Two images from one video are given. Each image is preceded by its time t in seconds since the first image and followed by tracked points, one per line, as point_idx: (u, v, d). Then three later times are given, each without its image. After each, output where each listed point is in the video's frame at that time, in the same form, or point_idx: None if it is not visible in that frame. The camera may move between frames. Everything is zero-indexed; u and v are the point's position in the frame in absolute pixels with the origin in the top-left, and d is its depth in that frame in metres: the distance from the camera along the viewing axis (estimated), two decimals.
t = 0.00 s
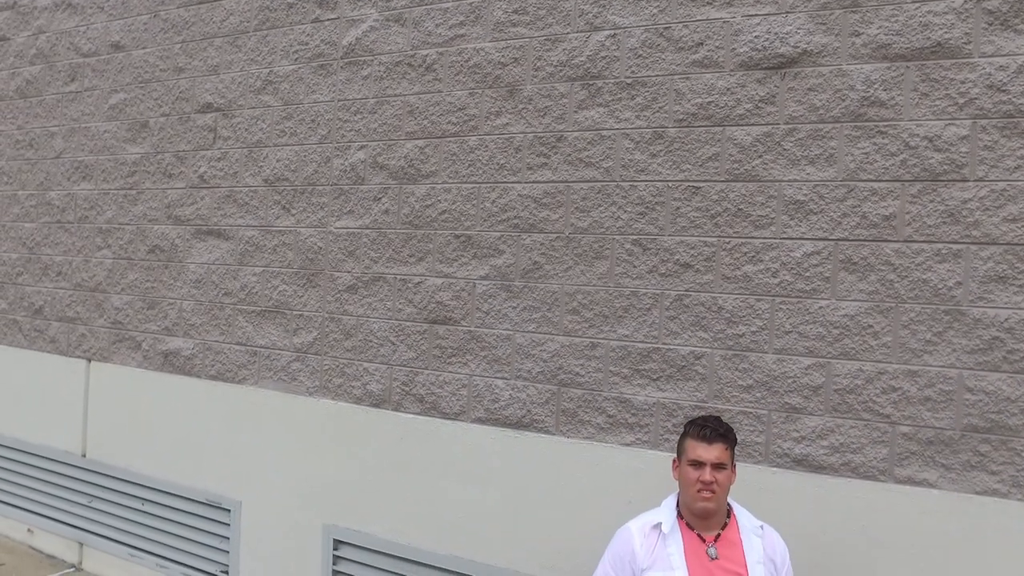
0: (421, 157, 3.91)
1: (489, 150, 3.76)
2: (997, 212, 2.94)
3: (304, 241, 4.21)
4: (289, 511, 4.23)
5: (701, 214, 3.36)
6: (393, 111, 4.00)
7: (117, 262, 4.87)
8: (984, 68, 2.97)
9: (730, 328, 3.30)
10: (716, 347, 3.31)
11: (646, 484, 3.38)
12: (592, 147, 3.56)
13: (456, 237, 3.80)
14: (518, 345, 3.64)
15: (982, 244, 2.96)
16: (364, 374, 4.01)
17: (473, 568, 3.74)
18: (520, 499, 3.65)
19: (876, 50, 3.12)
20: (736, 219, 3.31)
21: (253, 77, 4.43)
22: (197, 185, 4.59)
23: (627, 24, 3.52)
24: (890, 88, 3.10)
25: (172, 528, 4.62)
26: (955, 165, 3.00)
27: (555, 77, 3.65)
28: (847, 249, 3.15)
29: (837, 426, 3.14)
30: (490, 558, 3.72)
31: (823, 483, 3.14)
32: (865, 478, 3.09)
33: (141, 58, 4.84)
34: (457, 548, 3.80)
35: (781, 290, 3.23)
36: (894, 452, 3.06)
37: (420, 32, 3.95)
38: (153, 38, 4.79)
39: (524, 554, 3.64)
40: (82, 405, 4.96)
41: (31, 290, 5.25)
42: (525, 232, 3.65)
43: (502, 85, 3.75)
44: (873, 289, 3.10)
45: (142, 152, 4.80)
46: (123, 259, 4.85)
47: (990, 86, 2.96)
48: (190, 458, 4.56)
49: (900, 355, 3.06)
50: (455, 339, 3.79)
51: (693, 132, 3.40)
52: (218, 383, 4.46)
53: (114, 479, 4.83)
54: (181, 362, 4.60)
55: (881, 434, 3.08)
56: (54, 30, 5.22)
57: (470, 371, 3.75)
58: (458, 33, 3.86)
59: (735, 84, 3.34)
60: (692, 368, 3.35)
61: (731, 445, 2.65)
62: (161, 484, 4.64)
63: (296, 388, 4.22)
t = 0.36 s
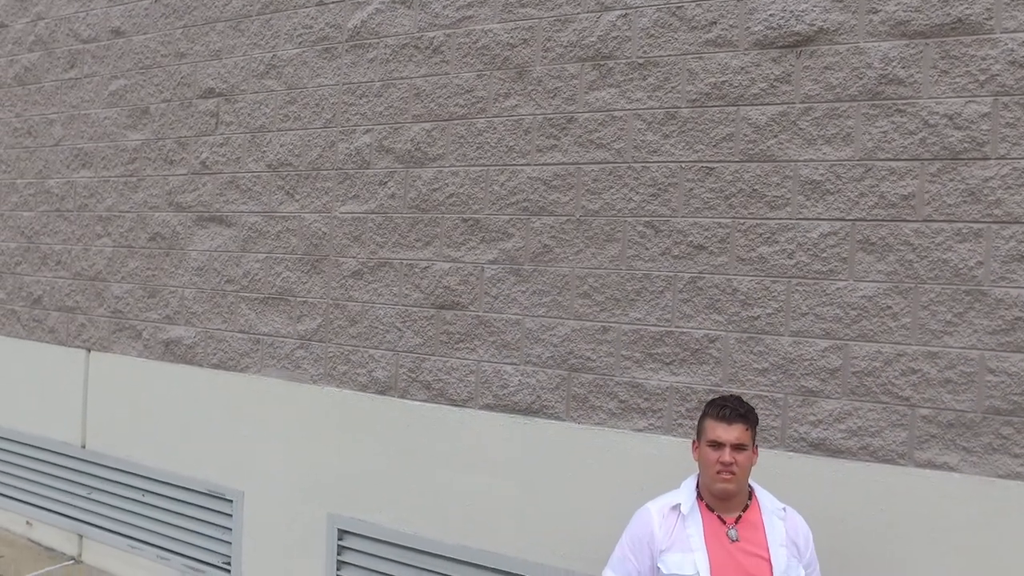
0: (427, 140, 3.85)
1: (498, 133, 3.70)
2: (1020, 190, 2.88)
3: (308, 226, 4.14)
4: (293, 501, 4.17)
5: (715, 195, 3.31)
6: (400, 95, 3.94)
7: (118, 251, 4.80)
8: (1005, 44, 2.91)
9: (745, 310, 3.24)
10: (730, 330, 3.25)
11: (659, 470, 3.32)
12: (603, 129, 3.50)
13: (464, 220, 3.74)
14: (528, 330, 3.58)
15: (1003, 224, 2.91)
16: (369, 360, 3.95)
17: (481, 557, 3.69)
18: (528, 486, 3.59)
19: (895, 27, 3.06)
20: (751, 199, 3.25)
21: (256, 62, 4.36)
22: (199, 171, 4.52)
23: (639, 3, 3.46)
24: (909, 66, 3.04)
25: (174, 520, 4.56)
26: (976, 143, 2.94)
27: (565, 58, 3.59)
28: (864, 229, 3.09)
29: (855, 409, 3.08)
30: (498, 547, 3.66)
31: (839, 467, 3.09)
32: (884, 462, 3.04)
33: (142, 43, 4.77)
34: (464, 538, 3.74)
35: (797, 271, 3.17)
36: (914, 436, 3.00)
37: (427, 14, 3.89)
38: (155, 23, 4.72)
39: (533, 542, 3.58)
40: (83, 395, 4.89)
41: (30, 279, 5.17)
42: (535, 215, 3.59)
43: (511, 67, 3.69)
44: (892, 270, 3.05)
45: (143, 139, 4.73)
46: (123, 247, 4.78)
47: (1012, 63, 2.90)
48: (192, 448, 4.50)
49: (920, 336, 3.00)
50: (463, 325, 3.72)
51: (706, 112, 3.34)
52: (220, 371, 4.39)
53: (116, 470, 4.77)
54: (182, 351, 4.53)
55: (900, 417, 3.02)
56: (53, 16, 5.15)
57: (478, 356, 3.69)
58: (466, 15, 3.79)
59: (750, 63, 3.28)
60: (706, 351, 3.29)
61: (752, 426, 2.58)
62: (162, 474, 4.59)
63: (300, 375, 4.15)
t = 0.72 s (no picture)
0: (436, 103, 3.77)
1: (509, 94, 3.61)
2: None
3: (313, 194, 4.05)
4: (296, 476, 4.08)
5: (732, 151, 3.22)
6: (407, 58, 3.85)
7: (117, 225, 4.70)
8: None
9: (764, 269, 3.15)
10: (749, 290, 3.17)
11: (675, 435, 3.23)
12: (617, 88, 3.42)
13: (474, 184, 3.65)
14: (540, 294, 3.49)
15: None
16: (376, 329, 3.85)
17: (490, 529, 3.59)
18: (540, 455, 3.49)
19: None
20: (770, 156, 3.17)
21: (260, 29, 4.26)
22: (201, 142, 4.42)
23: None
24: (934, 16, 2.95)
25: (175, 498, 4.46)
26: (1003, 93, 2.85)
27: (577, 16, 3.50)
28: (887, 184, 3.00)
29: (880, 368, 3.00)
30: (507, 519, 3.57)
31: (857, 425, 3.02)
32: (909, 423, 2.96)
33: (142, 13, 4.67)
34: (472, 510, 3.64)
35: (818, 228, 3.09)
36: (940, 395, 2.92)
37: None
38: None
39: (544, 512, 3.49)
40: (82, 373, 4.80)
41: (28, 256, 5.07)
42: (547, 177, 3.51)
43: (522, 27, 3.60)
44: (916, 225, 2.96)
45: (143, 110, 4.63)
46: (123, 221, 4.68)
47: None
48: (193, 424, 4.40)
49: (945, 293, 2.92)
50: (472, 291, 3.63)
51: (724, 68, 3.25)
52: (223, 344, 4.29)
53: (116, 449, 4.68)
54: (183, 325, 4.43)
55: (926, 375, 2.94)
56: None
57: (488, 323, 3.60)
58: None
59: (768, 17, 3.19)
60: (724, 313, 3.20)
61: (795, 380, 2.51)
62: (164, 451, 4.50)
63: (304, 347, 4.06)
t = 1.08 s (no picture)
0: (443, 64, 3.66)
1: (518, 53, 3.50)
2: None
3: (316, 160, 3.94)
4: (297, 450, 3.96)
5: (750, 106, 3.12)
6: (413, 19, 3.74)
7: (115, 197, 4.57)
8: None
9: (784, 226, 3.05)
10: (769, 249, 3.06)
11: (692, 400, 3.12)
12: (630, 43, 3.31)
13: (482, 145, 3.54)
14: (551, 257, 3.38)
15: None
16: (381, 297, 3.74)
17: (498, 501, 3.48)
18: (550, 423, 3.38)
19: None
20: (790, 109, 3.06)
21: None
22: (201, 110, 4.31)
23: None
24: None
25: (172, 476, 4.34)
26: None
27: None
28: (912, 136, 2.89)
29: (905, 327, 2.90)
30: (516, 490, 3.45)
31: (877, 384, 2.92)
32: (937, 382, 2.85)
33: None
34: (479, 481, 3.53)
35: (840, 183, 2.98)
36: (969, 353, 2.81)
37: None
38: None
39: (555, 483, 3.38)
40: (80, 351, 4.67)
41: (23, 232, 4.96)
42: (558, 137, 3.40)
43: None
44: (943, 177, 2.85)
45: (141, 80, 4.50)
46: (120, 193, 4.55)
47: None
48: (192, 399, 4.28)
49: (974, 247, 2.81)
50: (480, 255, 3.52)
51: (741, 21, 3.14)
52: (224, 317, 4.17)
53: (113, 427, 4.55)
54: (181, 298, 4.32)
55: (954, 333, 2.83)
56: None
57: (497, 288, 3.49)
58: None
59: None
60: (742, 272, 3.10)
61: (857, 333, 2.30)
62: (161, 428, 4.37)
63: (306, 317, 3.95)
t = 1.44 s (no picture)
0: (446, 30, 3.55)
1: (525, 17, 3.38)
2: None
3: (316, 131, 3.83)
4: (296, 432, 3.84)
5: (765, 67, 3.00)
6: None
7: (109, 175, 4.43)
8: None
9: (801, 190, 2.93)
10: (785, 213, 2.95)
11: (709, 371, 3.00)
12: (641, 4, 3.18)
13: (487, 113, 3.43)
14: (558, 226, 3.27)
15: None
16: (382, 271, 3.63)
17: (503, 481, 3.36)
18: (558, 399, 3.26)
19: None
20: (807, 69, 2.94)
21: None
22: (197, 84, 4.18)
23: None
24: None
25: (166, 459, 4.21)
26: None
27: None
28: (935, 94, 2.78)
29: (928, 292, 2.79)
30: (522, 469, 3.33)
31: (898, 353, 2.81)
32: (962, 350, 2.73)
33: None
34: (485, 460, 3.41)
35: (859, 144, 2.87)
36: (996, 319, 2.70)
37: None
38: None
39: (563, 461, 3.25)
40: (73, 333, 4.53)
41: (16, 212, 4.83)
42: (566, 102, 3.29)
43: None
44: (968, 136, 2.74)
45: (136, 54, 4.36)
46: (115, 170, 4.41)
47: None
48: (187, 380, 4.15)
49: (1000, 208, 2.70)
50: (485, 225, 3.41)
51: None
52: (223, 295, 4.04)
53: (106, 411, 4.42)
54: (177, 276, 4.19)
55: (980, 298, 2.72)
56: None
57: (502, 259, 3.37)
58: None
59: None
60: (757, 238, 2.98)
61: (914, 298, 2.12)
62: (156, 411, 4.23)
63: (305, 293, 3.83)
